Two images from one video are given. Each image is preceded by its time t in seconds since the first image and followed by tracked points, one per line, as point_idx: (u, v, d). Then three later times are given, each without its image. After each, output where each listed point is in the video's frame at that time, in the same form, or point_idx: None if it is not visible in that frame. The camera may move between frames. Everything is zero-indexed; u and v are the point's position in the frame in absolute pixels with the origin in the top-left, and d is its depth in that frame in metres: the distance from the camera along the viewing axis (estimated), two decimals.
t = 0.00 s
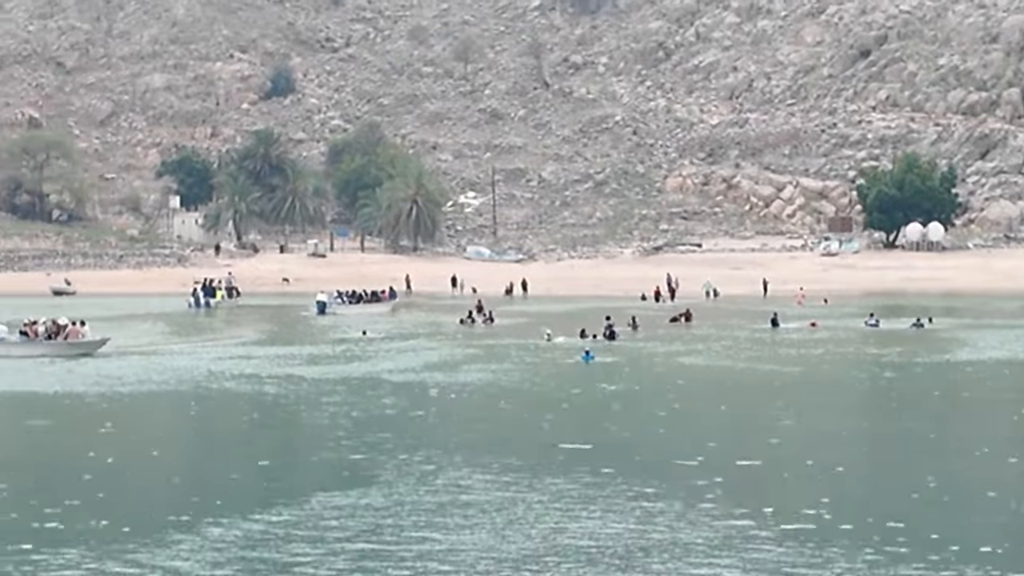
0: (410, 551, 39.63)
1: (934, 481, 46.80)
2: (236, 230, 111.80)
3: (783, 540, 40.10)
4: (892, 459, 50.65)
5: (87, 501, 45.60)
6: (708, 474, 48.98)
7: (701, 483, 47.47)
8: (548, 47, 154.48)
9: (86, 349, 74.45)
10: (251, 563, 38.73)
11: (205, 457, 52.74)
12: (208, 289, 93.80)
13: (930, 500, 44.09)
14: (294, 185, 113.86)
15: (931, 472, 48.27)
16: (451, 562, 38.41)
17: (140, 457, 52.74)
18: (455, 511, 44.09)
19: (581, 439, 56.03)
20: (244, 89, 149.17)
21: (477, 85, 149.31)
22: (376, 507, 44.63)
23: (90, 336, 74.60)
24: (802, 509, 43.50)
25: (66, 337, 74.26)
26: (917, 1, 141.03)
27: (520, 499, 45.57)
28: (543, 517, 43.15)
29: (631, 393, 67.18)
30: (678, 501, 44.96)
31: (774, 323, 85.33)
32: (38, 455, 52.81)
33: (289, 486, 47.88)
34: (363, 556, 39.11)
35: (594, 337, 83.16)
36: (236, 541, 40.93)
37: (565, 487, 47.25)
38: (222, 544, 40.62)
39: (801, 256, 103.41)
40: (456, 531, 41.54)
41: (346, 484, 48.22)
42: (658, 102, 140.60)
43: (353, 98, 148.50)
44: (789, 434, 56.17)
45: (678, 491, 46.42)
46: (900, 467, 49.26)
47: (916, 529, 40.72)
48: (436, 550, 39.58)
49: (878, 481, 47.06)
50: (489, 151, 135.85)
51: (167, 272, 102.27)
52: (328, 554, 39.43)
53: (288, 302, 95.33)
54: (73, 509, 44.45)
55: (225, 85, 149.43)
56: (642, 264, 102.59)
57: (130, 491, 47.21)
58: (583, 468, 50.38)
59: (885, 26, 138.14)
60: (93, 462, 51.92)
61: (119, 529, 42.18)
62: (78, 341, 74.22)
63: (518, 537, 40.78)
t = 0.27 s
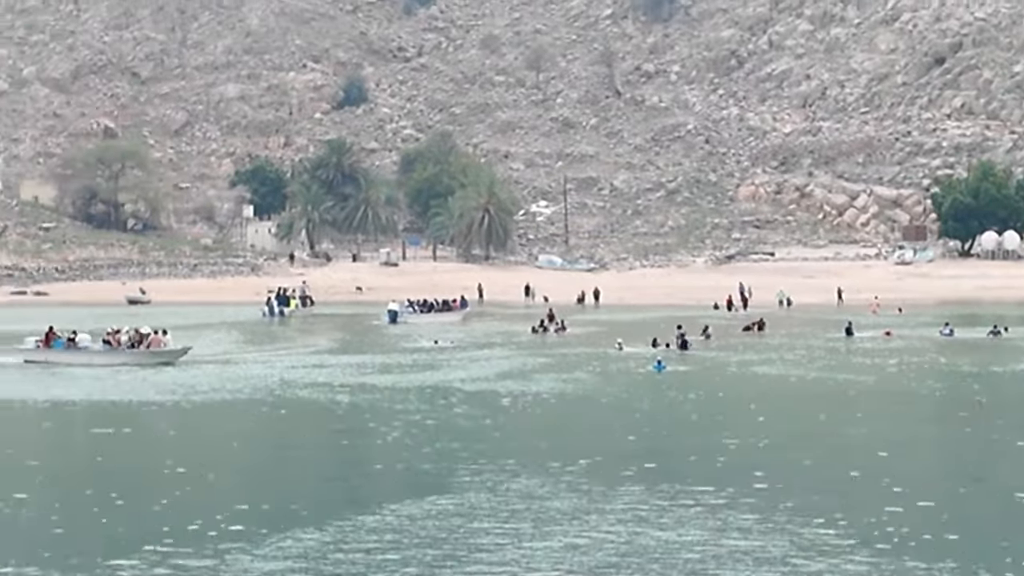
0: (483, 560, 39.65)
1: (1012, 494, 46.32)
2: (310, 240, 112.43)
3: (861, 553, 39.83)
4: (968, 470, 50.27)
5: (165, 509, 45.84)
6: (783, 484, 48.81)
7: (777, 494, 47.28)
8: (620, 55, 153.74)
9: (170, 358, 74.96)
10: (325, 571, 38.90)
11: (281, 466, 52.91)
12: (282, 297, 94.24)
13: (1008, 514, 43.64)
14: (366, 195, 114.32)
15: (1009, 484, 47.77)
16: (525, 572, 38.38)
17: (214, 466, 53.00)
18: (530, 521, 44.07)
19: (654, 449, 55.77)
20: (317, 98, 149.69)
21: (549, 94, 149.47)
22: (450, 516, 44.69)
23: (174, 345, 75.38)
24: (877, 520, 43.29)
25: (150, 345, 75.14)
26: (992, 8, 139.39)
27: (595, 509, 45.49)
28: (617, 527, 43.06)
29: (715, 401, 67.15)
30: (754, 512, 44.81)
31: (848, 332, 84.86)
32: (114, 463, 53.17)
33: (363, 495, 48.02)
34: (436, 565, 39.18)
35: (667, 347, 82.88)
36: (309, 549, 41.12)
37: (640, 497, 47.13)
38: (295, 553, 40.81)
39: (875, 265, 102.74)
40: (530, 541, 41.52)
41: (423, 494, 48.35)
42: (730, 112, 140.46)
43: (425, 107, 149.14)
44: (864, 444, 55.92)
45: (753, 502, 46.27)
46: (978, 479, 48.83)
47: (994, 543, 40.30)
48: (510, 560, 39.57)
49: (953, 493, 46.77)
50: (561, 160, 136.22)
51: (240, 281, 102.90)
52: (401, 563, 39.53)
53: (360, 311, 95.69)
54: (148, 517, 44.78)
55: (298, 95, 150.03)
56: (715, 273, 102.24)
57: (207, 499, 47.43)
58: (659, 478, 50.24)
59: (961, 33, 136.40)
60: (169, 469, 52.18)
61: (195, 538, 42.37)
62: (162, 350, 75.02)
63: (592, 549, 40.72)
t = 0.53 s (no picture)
0: (546, 567, 39.61)
1: None
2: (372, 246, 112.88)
3: (928, 561, 39.60)
4: None
5: (229, 514, 46.08)
6: (848, 490, 48.55)
7: (842, 501, 47.03)
8: (682, 61, 153.18)
9: (240, 364, 75.11)
10: None
11: (344, 471, 53.07)
12: (346, 303, 94.56)
13: None
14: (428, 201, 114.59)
15: None
16: None
17: (277, 470, 53.24)
18: (593, 528, 44.01)
19: (717, 454, 55.58)
20: (379, 105, 150.13)
21: (612, 100, 149.60)
22: (513, 522, 44.68)
23: (244, 351, 75.42)
24: (943, 528, 43.00)
25: (220, 351, 75.15)
26: None
27: (659, 516, 45.39)
28: (680, 535, 42.94)
29: (783, 405, 67.04)
30: (820, 519, 44.64)
31: (913, 337, 84.32)
32: (179, 468, 53.50)
33: (426, 501, 48.10)
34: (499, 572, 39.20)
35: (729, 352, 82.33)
36: (372, 555, 41.23)
37: (704, 504, 46.99)
38: (356, 558, 40.93)
39: (939, 271, 102.07)
40: (592, 549, 41.47)
41: (488, 498, 48.45)
42: (794, 116, 139.62)
43: (487, 113, 149.58)
44: (932, 451, 55.55)
45: (818, 508, 46.07)
46: None
47: None
48: (572, 568, 39.52)
49: (1020, 501, 46.40)
50: (624, 166, 136.41)
51: (302, 287, 103.36)
52: (464, 569, 39.58)
53: (423, 317, 95.89)
54: (212, 522, 45.02)
55: (361, 101, 150.46)
56: (778, 279, 101.86)
57: (270, 503, 47.64)
58: (724, 484, 50.10)
59: None
60: (233, 473, 52.44)
61: (259, 542, 42.59)
62: (232, 356, 75.15)
63: (656, 555, 40.68)
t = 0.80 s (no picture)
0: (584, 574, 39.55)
1: None
2: (409, 252, 113.01)
3: (967, 569, 39.41)
4: None
5: (265, 519, 46.19)
6: (888, 497, 48.32)
7: (882, 507, 46.82)
8: (718, 66, 152.89)
9: (284, 369, 75.15)
10: None
11: (380, 476, 53.14)
12: (383, 308, 94.60)
13: None
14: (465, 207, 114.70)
15: None
16: None
17: (313, 475, 53.35)
18: (630, 534, 43.97)
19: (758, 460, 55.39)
20: (416, 111, 150.31)
21: (648, 105, 149.63)
22: (549, 528, 44.71)
23: (287, 356, 75.29)
24: (983, 536, 42.80)
25: (264, 356, 75.07)
26: None
27: (696, 522, 45.31)
28: (717, 541, 42.88)
29: (824, 409, 66.98)
30: (859, 526, 44.46)
31: (951, 344, 83.91)
32: (216, 473, 53.66)
33: (461, 507, 48.12)
34: None
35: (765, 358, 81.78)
36: (408, 560, 41.25)
37: (742, 511, 46.89)
38: (392, 563, 40.92)
39: (976, 276, 101.67)
40: (628, 555, 41.43)
41: (526, 504, 48.44)
42: (830, 121, 139.32)
43: (523, 119, 149.80)
44: (972, 456, 55.34)
45: (858, 515, 45.88)
46: None
47: None
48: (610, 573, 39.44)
49: None
50: (660, 171, 136.28)
51: (339, 292, 103.56)
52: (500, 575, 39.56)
53: (459, 322, 95.92)
54: (248, 527, 45.12)
55: (397, 107, 150.60)
56: (814, 284, 101.62)
57: (307, 508, 47.74)
58: (763, 489, 49.94)
59: None
60: (269, 478, 52.59)
61: (295, 547, 42.67)
62: (276, 362, 75.13)
63: (695, 562, 40.57)
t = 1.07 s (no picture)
0: None
1: None
2: (439, 259, 113.14)
3: None
4: None
5: (301, 524, 46.37)
6: (924, 504, 48.24)
7: (919, 515, 46.73)
8: (749, 72, 152.73)
9: (323, 376, 75.17)
10: None
11: (414, 482, 53.29)
12: (414, 314, 94.66)
13: None
14: (495, 214, 114.84)
15: None
16: None
17: (347, 481, 53.51)
18: (663, 539, 44.06)
19: (791, 467, 55.26)
20: (446, 117, 150.37)
21: (679, 112, 149.74)
22: (582, 533, 44.83)
23: (325, 363, 75.57)
24: (1017, 543, 42.75)
25: (303, 364, 75.32)
26: None
27: (729, 529, 45.38)
28: (750, 547, 42.95)
29: (857, 416, 66.50)
30: (897, 533, 44.44)
31: (983, 351, 83.55)
32: (251, 479, 53.86)
33: (494, 513, 48.26)
34: None
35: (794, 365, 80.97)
36: (441, 565, 41.41)
37: (774, 517, 46.92)
38: (425, 568, 41.09)
39: (1009, 283, 101.35)
40: (660, 560, 41.52)
41: (561, 510, 48.54)
42: (862, 127, 139.36)
43: (554, 126, 150.10)
44: (1007, 463, 55.21)
45: (894, 522, 45.85)
46: None
47: None
48: None
49: None
50: (690, 178, 136.14)
51: (370, 299, 103.78)
52: None
53: (489, 329, 95.94)
54: (285, 532, 45.29)
55: (428, 115, 150.74)
56: (846, 290, 101.42)
57: (342, 514, 47.90)
58: (799, 495, 49.93)
59: None
60: (303, 484, 52.74)
61: (333, 552, 42.83)
62: (314, 369, 75.25)
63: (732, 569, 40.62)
